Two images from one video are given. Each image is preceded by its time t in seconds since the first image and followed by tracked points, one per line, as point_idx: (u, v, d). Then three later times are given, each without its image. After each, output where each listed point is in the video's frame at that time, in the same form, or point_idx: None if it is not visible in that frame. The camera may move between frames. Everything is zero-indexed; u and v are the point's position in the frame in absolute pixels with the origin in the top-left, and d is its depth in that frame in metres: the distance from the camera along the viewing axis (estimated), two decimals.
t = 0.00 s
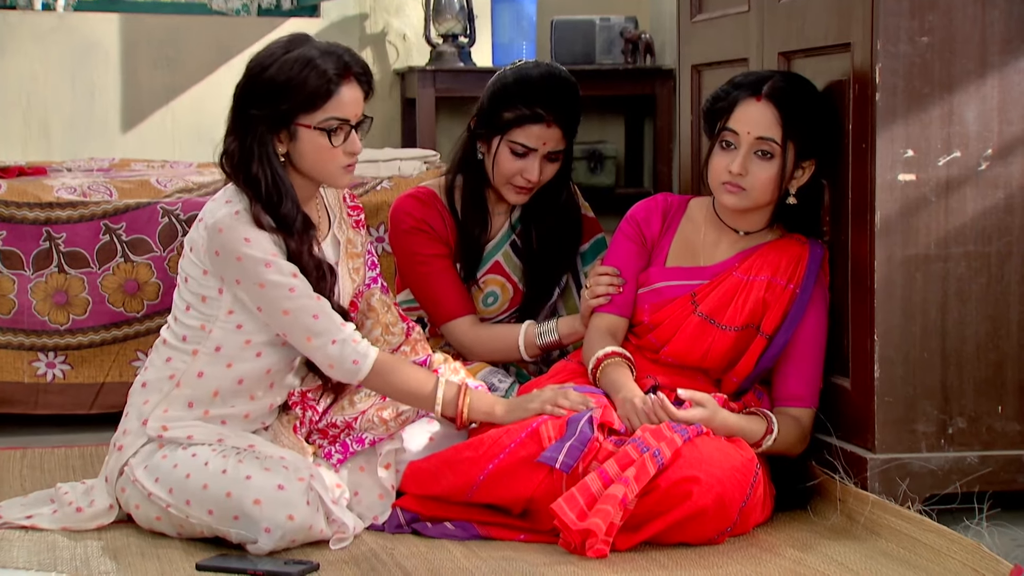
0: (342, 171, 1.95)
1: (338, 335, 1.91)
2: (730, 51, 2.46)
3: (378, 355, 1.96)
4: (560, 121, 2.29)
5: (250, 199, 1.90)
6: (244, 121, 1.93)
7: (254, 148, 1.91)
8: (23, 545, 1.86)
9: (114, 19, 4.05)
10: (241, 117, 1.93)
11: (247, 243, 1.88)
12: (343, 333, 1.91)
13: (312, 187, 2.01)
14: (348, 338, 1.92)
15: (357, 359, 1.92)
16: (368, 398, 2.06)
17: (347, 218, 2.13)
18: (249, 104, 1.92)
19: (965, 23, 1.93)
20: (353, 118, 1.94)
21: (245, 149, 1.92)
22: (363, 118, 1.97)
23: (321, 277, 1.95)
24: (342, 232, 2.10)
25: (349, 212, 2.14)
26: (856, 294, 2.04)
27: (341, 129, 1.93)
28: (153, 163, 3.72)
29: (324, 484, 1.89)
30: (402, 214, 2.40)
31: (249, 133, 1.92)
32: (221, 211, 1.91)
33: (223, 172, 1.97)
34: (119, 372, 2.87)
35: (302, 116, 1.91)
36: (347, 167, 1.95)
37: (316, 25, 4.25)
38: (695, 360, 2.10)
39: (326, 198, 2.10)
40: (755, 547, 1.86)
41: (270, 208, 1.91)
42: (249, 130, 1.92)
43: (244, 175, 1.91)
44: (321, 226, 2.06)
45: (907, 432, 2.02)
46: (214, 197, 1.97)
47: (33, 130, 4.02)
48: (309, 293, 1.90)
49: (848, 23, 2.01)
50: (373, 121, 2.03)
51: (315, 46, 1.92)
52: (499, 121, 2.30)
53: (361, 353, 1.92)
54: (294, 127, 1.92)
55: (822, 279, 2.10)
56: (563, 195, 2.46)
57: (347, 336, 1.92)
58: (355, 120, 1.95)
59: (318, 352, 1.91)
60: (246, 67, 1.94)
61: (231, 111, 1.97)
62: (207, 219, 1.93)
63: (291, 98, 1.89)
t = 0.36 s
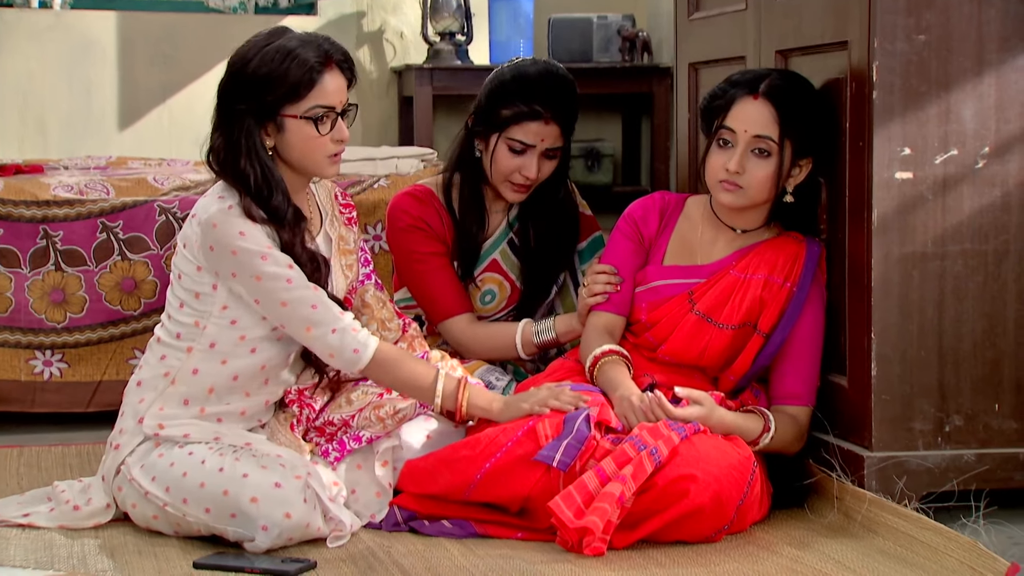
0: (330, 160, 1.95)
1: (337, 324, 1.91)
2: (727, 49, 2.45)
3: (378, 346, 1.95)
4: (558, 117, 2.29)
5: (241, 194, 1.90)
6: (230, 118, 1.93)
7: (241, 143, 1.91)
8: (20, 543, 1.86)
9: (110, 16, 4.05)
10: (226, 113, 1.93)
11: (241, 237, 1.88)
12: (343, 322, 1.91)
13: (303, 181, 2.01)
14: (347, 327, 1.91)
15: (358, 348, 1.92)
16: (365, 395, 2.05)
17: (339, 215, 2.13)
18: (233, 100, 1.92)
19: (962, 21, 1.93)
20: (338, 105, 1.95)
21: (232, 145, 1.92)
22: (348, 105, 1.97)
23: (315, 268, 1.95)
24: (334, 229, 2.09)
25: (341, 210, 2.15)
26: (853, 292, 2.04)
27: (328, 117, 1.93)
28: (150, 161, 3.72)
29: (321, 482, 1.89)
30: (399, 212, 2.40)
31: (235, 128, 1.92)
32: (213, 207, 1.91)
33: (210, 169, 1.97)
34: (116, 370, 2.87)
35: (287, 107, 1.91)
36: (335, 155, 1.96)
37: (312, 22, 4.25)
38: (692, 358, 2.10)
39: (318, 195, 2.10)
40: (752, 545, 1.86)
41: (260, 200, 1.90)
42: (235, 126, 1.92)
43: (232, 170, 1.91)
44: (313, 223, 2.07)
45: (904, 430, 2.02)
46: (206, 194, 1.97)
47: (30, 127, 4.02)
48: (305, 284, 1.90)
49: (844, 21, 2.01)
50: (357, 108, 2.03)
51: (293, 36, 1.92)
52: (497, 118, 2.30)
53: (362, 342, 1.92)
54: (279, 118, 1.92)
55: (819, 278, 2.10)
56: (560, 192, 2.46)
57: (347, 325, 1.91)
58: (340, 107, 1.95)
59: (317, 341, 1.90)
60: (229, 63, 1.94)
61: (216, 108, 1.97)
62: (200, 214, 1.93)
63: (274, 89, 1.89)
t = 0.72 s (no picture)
0: (332, 159, 1.95)
1: (334, 326, 1.90)
2: (725, 49, 2.45)
3: (374, 347, 1.95)
4: (556, 115, 2.29)
5: (238, 195, 1.90)
6: (230, 120, 1.93)
7: (241, 145, 1.91)
8: (18, 542, 1.86)
9: (108, 15, 4.04)
10: (227, 115, 1.93)
11: (238, 238, 1.88)
12: (339, 324, 1.91)
13: (302, 181, 2.01)
14: (344, 329, 1.91)
15: (354, 350, 1.92)
16: (363, 394, 2.05)
17: (337, 214, 2.12)
18: (234, 102, 1.92)
19: (960, 21, 1.94)
20: (339, 104, 1.94)
21: (232, 147, 1.92)
22: (349, 104, 1.97)
23: (313, 271, 1.95)
24: (332, 229, 2.09)
25: (340, 209, 2.15)
26: (851, 292, 2.04)
27: (329, 117, 1.93)
28: (148, 160, 3.72)
29: (319, 481, 1.89)
30: (398, 212, 2.40)
31: (235, 130, 1.92)
32: (210, 207, 1.91)
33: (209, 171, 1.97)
34: (114, 369, 2.86)
35: (288, 108, 1.91)
36: (337, 155, 1.96)
37: (311, 22, 4.25)
38: (689, 357, 2.10)
39: (317, 195, 2.10)
40: (751, 544, 1.87)
41: (259, 203, 1.90)
42: (236, 128, 1.92)
43: (232, 172, 1.91)
44: (311, 222, 2.07)
45: (902, 429, 2.03)
46: (203, 193, 1.96)
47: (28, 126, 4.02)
48: (301, 286, 1.89)
49: (842, 21, 2.01)
50: (358, 107, 2.03)
51: (293, 37, 1.91)
52: (496, 116, 2.30)
53: (357, 344, 1.93)
54: (280, 119, 1.91)
55: (817, 277, 2.10)
56: (558, 191, 2.45)
57: (343, 326, 1.91)
58: (341, 106, 1.95)
59: (313, 343, 1.90)
60: (229, 66, 1.94)
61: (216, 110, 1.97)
62: (197, 214, 1.93)
63: (275, 91, 1.89)
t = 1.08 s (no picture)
0: (334, 162, 1.95)
1: (333, 328, 1.91)
2: (726, 48, 2.45)
3: (373, 348, 1.96)
4: (557, 113, 2.29)
5: (236, 198, 1.90)
6: (231, 123, 1.93)
7: (242, 147, 1.91)
8: (18, 542, 1.86)
9: (108, 15, 4.04)
10: (228, 118, 1.93)
11: (236, 240, 1.88)
12: (337, 326, 1.91)
13: (303, 183, 2.01)
14: (342, 331, 1.92)
15: (352, 352, 1.92)
16: (363, 394, 2.05)
17: (337, 213, 2.12)
18: (236, 105, 1.92)
19: (960, 21, 1.94)
20: (341, 108, 1.94)
21: (233, 150, 1.92)
22: (351, 108, 1.97)
23: (312, 275, 1.95)
24: (332, 228, 2.09)
25: (339, 208, 2.15)
26: (851, 291, 2.04)
27: (331, 121, 1.93)
28: (148, 160, 3.72)
29: (319, 481, 1.89)
30: (398, 212, 2.40)
31: (236, 133, 1.92)
32: (208, 209, 1.90)
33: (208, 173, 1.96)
34: (114, 369, 2.87)
35: (289, 111, 1.91)
36: (338, 158, 1.96)
37: (311, 21, 4.25)
38: (690, 357, 2.10)
39: (316, 194, 2.10)
40: (750, 544, 1.87)
41: (257, 206, 1.90)
42: (237, 131, 1.92)
43: (232, 175, 1.91)
44: (311, 222, 2.06)
45: (902, 429, 2.03)
46: (200, 195, 1.96)
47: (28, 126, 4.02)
48: (301, 288, 1.90)
49: (842, 21, 2.01)
50: (361, 111, 2.03)
51: (295, 40, 1.91)
52: (497, 115, 2.30)
53: (356, 345, 1.93)
54: (282, 122, 1.91)
55: (817, 277, 2.10)
56: (558, 191, 2.45)
57: (342, 329, 1.91)
58: (343, 109, 1.95)
59: (312, 345, 1.91)
60: (230, 69, 1.93)
61: (218, 113, 1.96)
62: (194, 217, 1.93)
63: (276, 94, 1.89)
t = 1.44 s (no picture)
0: (347, 153, 1.98)
1: (335, 326, 1.91)
2: (726, 49, 2.45)
3: (374, 348, 1.95)
4: (559, 94, 2.33)
5: (249, 202, 1.89)
6: (241, 128, 1.92)
7: (257, 151, 1.91)
8: (19, 542, 1.86)
9: (108, 15, 4.05)
10: (237, 123, 1.93)
11: (239, 239, 1.88)
12: (340, 325, 1.91)
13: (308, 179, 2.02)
14: (345, 330, 1.91)
15: (354, 350, 1.92)
16: (364, 394, 2.05)
17: (338, 215, 2.12)
18: (245, 109, 1.92)
19: (960, 20, 1.93)
20: (350, 98, 1.96)
21: (247, 155, 1.91)
22: (357, 98, 1.99)
23: (317, 280, 1.96)
24: (334, 229, 2.09)
25: (341, 210, 2.15)
26: (852, 291, 2.04)
27: (344, 113, 1.95)
28: (148, 160, 3.72)
29: (320, 481, 1.89)
30: (397, 214, 2.40)
31: (250, 138, 1.92)
32: (212, 208, 1.91)
33: (218, 180, 1.95)
34: (115, 369, 2.87)
35: (305, 109, 1.91)
36: (351, 149, 1.99)
37: (311, 22, 4.25)
38: (690, 357, 2.10)
39: (318, 195, 2.10)
40: (751, 544, 1.86)
41: (275, 209, 1.90)
42: (251, 136, 1.92)
43: (248, 181, 1.90)
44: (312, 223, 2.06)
45: (903, 429, 2.02)
46: (205, 193, 1.97)
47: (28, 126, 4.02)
48: (302, 287, 1.89)
49: (843, 20, 2.01)
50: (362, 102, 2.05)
51: (297, 39, 1.91)
52: (500, 101, 2.32)
53: (358, 344, 1.92)
54: (299, 121, 1.92)
55: (817, 277, 2.10)
56: (559, 190, 2.46)
57: (344, 327, 1.91)
58: (351, 100, 1.97)
59: (314, 344, 1.90)
60: (233, 73, 1.92)
61: (221, 120, 1.95)
62: (199, 215, 1.93)
63: (288, 96, 1.90)
